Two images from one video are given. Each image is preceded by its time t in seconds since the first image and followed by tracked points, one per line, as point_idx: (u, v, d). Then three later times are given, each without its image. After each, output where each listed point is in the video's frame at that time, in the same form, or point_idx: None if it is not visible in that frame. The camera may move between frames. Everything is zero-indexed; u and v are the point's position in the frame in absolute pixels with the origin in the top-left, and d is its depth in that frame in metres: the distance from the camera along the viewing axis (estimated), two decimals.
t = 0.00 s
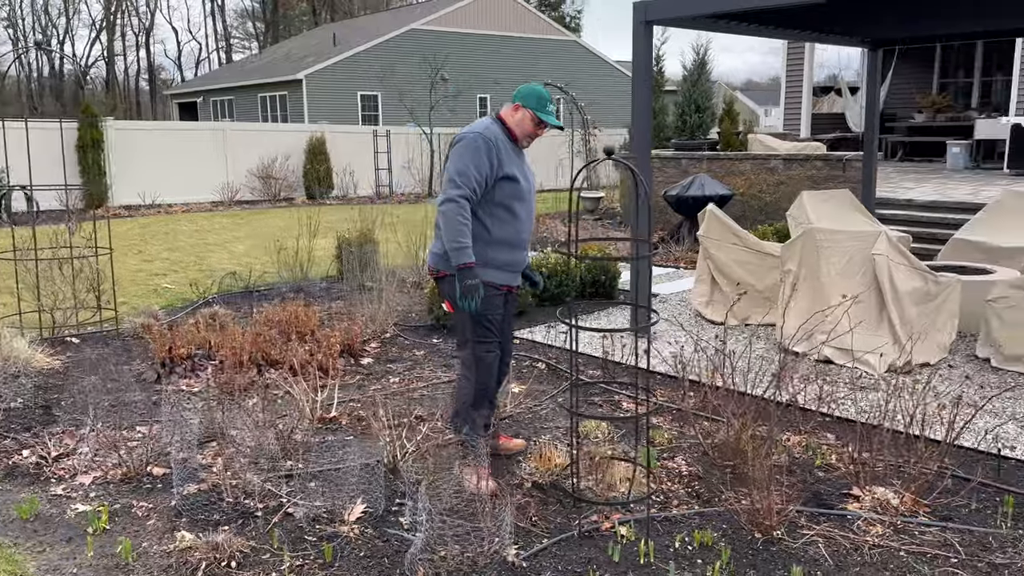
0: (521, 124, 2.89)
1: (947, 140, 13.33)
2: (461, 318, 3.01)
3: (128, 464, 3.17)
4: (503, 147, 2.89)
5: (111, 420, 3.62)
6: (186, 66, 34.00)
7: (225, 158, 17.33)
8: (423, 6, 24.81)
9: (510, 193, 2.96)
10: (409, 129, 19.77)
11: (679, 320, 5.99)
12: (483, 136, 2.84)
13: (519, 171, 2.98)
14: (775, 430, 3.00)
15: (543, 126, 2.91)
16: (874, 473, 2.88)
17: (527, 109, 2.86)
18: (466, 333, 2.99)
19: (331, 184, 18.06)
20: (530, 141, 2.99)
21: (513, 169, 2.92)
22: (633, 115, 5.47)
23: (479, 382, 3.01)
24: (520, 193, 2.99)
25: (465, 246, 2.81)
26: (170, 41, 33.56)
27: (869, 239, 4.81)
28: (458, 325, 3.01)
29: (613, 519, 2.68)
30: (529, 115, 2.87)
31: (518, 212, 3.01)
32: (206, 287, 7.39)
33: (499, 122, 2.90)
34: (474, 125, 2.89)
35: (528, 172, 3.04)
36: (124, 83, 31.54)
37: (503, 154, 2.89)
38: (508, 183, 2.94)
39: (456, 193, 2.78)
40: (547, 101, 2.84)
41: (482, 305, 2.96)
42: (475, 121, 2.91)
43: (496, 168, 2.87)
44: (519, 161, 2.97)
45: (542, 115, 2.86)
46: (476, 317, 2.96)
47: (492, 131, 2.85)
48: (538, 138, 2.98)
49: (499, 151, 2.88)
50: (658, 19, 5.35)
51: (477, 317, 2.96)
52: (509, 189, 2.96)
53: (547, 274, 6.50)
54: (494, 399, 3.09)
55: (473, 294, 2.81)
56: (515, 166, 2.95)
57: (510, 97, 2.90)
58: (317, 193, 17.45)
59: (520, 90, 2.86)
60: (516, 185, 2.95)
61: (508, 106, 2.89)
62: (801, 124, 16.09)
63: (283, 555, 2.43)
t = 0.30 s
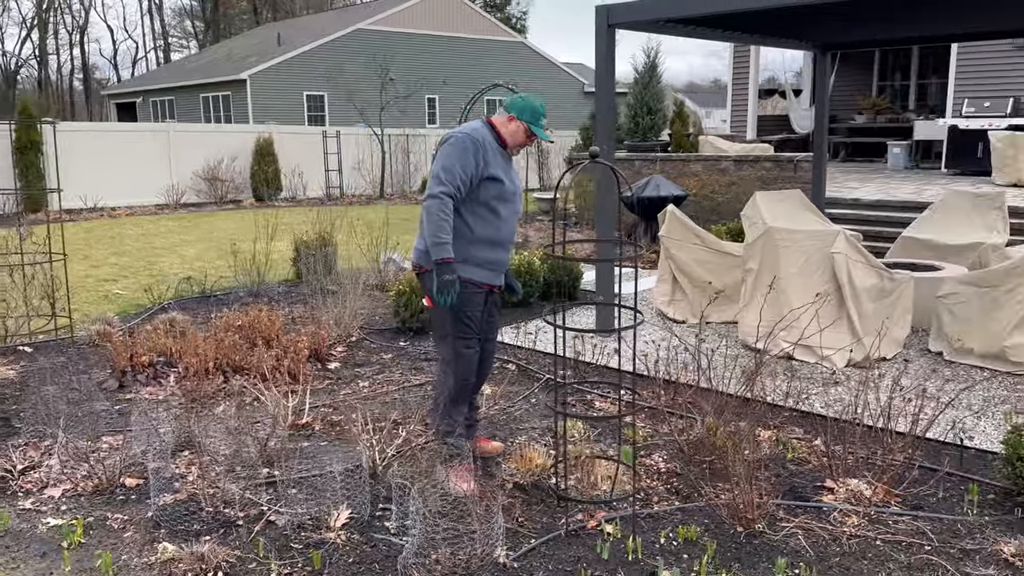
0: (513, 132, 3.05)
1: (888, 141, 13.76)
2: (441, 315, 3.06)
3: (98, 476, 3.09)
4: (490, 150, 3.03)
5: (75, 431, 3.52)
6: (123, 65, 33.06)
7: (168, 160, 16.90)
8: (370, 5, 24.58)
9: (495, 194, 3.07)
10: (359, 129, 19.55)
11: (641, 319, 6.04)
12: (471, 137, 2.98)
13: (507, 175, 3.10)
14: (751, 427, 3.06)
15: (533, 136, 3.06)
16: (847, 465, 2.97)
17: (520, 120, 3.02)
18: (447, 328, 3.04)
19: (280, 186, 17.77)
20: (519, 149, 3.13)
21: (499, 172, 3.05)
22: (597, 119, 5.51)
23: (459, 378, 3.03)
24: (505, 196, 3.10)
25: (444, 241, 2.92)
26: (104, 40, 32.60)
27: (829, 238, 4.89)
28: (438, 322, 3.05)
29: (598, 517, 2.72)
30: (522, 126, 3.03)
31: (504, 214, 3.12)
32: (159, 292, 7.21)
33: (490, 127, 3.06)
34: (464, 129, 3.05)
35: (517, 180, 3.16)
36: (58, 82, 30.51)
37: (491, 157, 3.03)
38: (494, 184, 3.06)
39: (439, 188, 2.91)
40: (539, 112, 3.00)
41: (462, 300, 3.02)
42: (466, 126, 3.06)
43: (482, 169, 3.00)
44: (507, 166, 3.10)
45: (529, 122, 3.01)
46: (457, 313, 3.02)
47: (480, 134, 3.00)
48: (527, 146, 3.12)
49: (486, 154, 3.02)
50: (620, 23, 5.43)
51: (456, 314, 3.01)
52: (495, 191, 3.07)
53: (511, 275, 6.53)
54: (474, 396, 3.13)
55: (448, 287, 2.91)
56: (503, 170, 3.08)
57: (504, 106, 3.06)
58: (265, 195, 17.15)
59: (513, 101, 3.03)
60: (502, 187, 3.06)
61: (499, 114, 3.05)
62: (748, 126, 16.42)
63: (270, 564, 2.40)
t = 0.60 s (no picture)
0: (501, 133, 3.13)
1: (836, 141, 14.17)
2: (429, 311, 3.10)
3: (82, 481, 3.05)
4: (478, 150, 3.09)
5: (50, 438, 3.45)
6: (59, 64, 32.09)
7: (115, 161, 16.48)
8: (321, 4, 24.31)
9: (483, 192, 3.13)
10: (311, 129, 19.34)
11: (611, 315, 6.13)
12: (459, 137, 3.05)
13: (495, 174, 3.17)
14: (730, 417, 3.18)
15: (521, 136, 3.13)
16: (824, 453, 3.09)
17: (508, 120, 3.10)
18: (436, 325, 3.09)
19: (231, 187, 17.48)
20: (508, 148, 3.20)
21: (487, 171, 3.12)
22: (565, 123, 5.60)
23: (446, 374, 3.08)
24: (493, 195, 3.16)
25: (431, 238, 2.98)
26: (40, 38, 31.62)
27: (793, 235, 5.06)
28: (427, 318, 3.11)
29: (591, 509, 2.78)
30: (509, 126, 3.10)
31: (493, 211, 3.17)
32: (113, 297, 7.05)
33: (479, 127, 3.13)
34: (454, 129, 3.12)
35: (505, 180, 3.23)
36: None
37: (478, 156, 3.09)
38: (482, 183, 3.12)
39: (427, 186, 2.97)
40: (526, 112, 3.07)
41: (450, 297, 3.07)
42: (456, 125, 3.13)
43: (470, 167, 3.07)
44: (495, 166, 3.17)
45: (516, 121, 3.08)
46: (445, 310, 3.08)
47: (469, 133, 3.07)
48: (516, 145, 3.18)
49: (474, 153, 3.08)
50: (588, 26, 5.53)
51: (444, 309, 3.07)
52: (483, 189, 3.13)
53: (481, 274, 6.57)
54: (462, 392, 3.17)
55: (434, 284, 2.97)
56: (491, 169, 3.14)
57: (493, 107, 3.13)
58: (216, 196, 16.86)
59: (502, 101, 3.11)
60: (490, 186, 3.13)
61: (488, 114, 3.12)
62: (700, 126, 16.72)
63: (271, 564, 2.42)
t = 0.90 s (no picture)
0: (486, 133, 3.16)
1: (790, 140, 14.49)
2: (418, 311, 3.13)
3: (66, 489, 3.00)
4: (464, 151, 3.12)
5: (27, 446, 3.38)
6: None
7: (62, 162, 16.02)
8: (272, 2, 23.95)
9: (470, 193, 3.16)
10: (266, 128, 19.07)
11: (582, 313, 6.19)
12: (445, 138, 3.08)
13: (480, 176, 3.19)
14: (711, 411, 3.28)
15: (505, 136, 3.17)
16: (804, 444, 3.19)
17: (492, 121, 3.13)
18: (424, 324, 3.12)
19: (185, 187, 17.14)
20: (492, 148, 3.22)
21: (473, 172, 3.14)
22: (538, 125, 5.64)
23: (437, 372, 3.11)
24: (480, 195, 3.18)
25: (418, 240, 3.00)
26: None
27: (760, 234, 5.14)
28: (416, 318, 3.14)
29: (583, 503, 2.84)
30: (494, 127, 3.14)
31: (478, 212, 3.20)
32: (69, 301, 6.87)
33: (465, 128, 3.15)
34: (439, 130, 3.14)
35: (490, 179, 3.25)
36: None
37: (464, 157, 3.12)
38: (468, 184, 3.15)
39: (413, 188, 2.99)
40: (510, 113, 3.11)
41: (438, 296, 3.11)
42: (441, 126, 3.15)
43: (455, 168, 3.09)
44: (480, 166, 3.19)
45: (501, 122, 3.11)
46: (433, 310, 3.11)
47: (454, 135, 3.10)
48: (500, 145, 3.21)
49: (459, 155, 3.10)
50: (557, 28, 5.58)
51: (433, 309, 3.10)
52: (470, 190, 3.16)
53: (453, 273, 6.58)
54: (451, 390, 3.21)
55: (422, 285, 3.00)
56: (476, 169, 3.17)
57: (477, 108, 3.16)
58: (168, 197, 16.50)
59: (486, 102, 3.13)
60: (475, 186, 3.16)
61: (473, 115, 3.15)
62: (657, 126, 16.93)
63: (271, 566, 2.43)
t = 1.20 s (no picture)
0: (472, 128, 3.15)
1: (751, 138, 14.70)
2: (407, 309, 3.12)
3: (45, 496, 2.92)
4: (450, 147, 3.10)
5: None
6: None
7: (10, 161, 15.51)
8: None
9: (457, 190, 3.15)
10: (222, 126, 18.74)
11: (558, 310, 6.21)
12: (431, 135, 3.06)
13: (468, 172, 3.18)
14: (698, 406, 3.31)
15: (491, 131, 3.16)
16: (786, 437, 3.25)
17: (477, 116, 3.12)
18: (415, 322, 3.11)
19: (139, 187, 16.73)
20: (478, 143, 3.21)
21: (460, 169, 3.13)
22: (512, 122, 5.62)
23: (426, 370, 3.10)
24: (467, 192, 3.17)
25: (406, 239, 2.98)
26: None
27: (735, 230, 5.23)
28: (404, 316, 3.12)
29: (574, 498, 2.85)
30: (479, 121, 3.13)
31: (466, 208, 3.19)
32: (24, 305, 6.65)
33: (450, 124, 3.14)
34: (425, 126, 3.12)
35: (477, 175, 3.25)
36: None
37: (451, 153, 3.10)
38: (455, 181, 3.14)
39: (401, 187, 2.97)
40: (496, 107, 3.10)
41: (427, 294, 3.10)
42: (426, 122, 3.14)
43: (442, 165, 3.08)
44: (468, 162, 3.18)
45: (486, 117, 3.10)
46: (422, 308, 3.10)
47: (440, 131, 3.08)
48: (486, 140, 3.20)
49: (446, 150, 3.09)
50: (531, 25, 5.58)
51: (422, 307, 3.10)
52: (457, 187, 3.14)
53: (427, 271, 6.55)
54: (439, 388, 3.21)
55: (412, 284, 2.98)
56: (463, 165, 3.16)
57: (462, 103, 3.15)
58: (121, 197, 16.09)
59: (471, 97, 3.12)
60: (464, 183, 3.15)
61: (458, 111, 3.14)
62: (618, 124, 17.03)
63: (267, 570, 2.39)
